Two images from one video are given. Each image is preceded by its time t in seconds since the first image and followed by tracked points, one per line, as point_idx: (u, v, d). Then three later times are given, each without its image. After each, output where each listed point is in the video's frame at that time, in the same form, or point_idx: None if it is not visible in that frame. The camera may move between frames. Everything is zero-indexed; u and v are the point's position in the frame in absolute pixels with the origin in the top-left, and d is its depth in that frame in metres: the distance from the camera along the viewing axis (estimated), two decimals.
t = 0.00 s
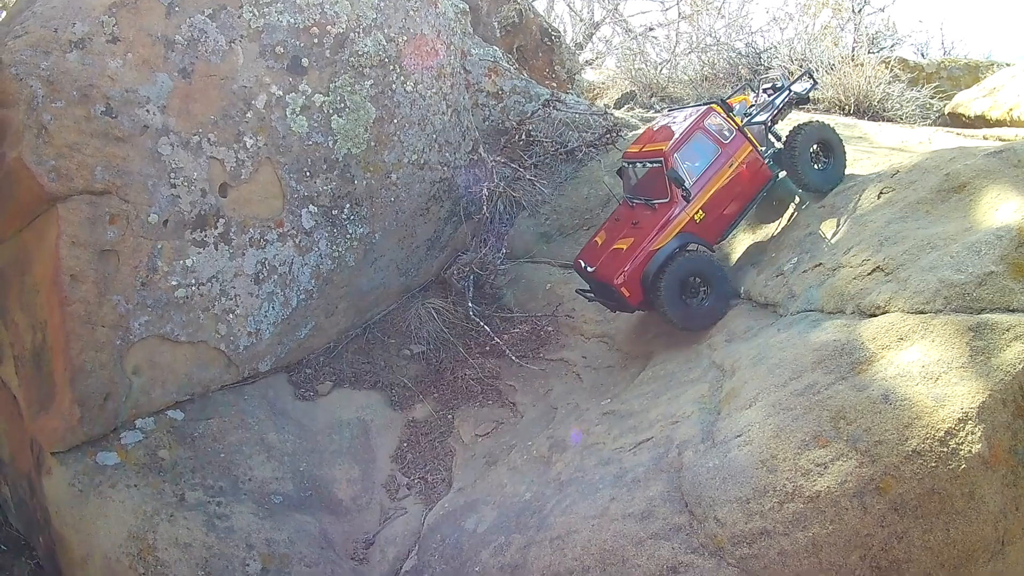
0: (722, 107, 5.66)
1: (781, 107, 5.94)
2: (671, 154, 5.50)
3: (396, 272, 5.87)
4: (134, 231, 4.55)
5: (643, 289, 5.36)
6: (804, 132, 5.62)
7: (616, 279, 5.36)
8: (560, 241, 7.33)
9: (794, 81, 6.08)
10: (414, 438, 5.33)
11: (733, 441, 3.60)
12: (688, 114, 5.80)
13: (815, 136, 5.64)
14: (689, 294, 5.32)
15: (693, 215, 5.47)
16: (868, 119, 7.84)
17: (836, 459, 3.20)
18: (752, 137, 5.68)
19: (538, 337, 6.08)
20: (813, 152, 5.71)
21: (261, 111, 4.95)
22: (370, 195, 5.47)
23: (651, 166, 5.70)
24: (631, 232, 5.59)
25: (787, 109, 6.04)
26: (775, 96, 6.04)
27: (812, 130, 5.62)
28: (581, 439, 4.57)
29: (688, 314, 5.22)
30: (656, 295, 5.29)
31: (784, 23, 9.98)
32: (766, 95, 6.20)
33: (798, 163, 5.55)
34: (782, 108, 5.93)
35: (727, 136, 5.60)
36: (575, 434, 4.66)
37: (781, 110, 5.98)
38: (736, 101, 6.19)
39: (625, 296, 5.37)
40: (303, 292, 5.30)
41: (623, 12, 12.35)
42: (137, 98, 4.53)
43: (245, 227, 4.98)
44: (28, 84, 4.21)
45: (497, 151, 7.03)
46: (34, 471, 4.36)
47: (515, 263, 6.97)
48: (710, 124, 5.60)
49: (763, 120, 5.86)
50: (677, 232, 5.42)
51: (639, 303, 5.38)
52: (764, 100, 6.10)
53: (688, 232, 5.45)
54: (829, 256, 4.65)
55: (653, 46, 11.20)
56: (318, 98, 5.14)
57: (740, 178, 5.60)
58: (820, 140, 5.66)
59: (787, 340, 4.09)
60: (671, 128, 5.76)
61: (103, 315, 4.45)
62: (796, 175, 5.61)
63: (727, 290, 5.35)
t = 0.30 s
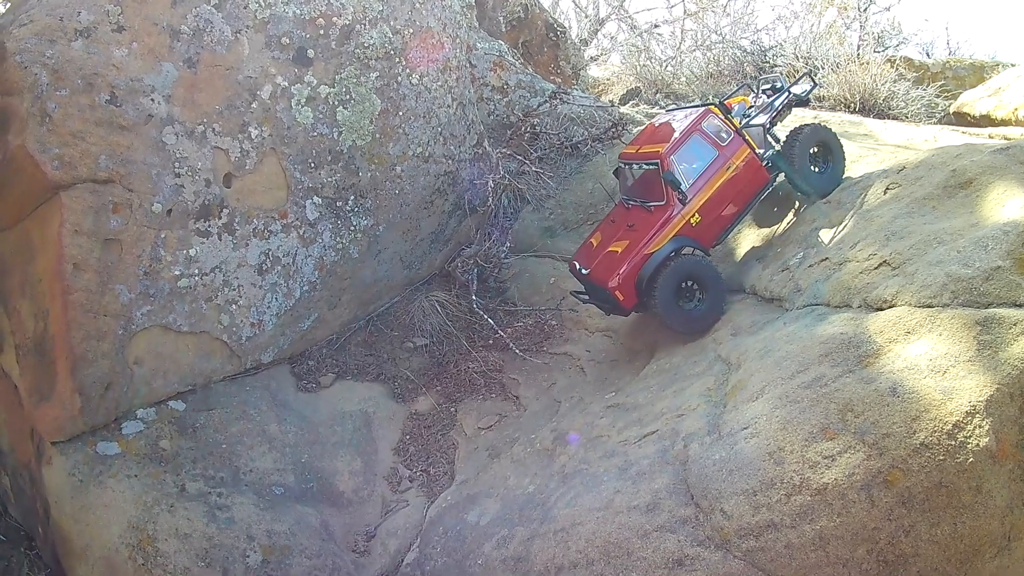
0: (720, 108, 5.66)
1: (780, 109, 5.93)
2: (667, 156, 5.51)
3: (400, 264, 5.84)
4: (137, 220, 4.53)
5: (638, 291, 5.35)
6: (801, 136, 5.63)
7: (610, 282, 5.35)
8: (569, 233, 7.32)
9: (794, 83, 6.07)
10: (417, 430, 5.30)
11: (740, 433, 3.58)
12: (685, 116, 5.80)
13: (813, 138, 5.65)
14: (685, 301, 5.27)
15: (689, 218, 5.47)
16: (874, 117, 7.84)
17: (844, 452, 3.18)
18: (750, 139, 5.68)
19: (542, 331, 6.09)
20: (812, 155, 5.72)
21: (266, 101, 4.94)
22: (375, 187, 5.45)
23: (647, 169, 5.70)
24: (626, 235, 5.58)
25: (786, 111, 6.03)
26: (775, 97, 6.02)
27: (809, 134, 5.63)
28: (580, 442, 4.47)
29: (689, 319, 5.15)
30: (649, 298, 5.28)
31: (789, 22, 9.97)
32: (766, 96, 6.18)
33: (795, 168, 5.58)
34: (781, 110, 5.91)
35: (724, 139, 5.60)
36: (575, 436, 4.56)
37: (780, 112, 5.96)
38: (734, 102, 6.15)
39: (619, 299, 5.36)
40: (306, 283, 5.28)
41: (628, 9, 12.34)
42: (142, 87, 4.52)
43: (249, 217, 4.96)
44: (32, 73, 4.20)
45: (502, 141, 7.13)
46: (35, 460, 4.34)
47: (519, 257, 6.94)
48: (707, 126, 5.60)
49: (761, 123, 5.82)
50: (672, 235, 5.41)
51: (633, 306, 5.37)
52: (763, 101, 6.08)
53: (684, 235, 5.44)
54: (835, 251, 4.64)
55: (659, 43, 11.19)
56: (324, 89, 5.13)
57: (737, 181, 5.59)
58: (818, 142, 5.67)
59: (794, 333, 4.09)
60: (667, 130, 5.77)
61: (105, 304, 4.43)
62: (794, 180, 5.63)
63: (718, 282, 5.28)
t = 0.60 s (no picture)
0: (713, 112, 5.67)
1: (775, 112, 6.03)
2: (660, 161, 5.49)
3: (404, 259, 5.83)
4: (141, 212, 4.51)
5: (631, 297, 5.33)
6: (796, 140, 5.62)
7: (603, 287, 5.33)
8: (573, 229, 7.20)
9: (789, 85, 6.16)
10: (421, 424, 5.32)
11: (747, 428, 3.57)
12: (678, 120, 5.80)
13: (808, 143, 5.64)
14: (682, 307, 5.29)
15: (682, 224, 5.46)
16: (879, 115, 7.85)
17: (851, 447, 3.17)
18: (744, 144, 5.69)
19: (546, 326, 6.07)
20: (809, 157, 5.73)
21: (271, 94, 4.93)
22: (379, 181, 5.43)
23: (640, 173, 5.68)
24: (619, 239, 5.56)
25: (781, 113, 6.13)
26: (770, 100, 6.12)
27: (804, 137, 5.62)
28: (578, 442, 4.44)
29: (690, 324, 5.15)
30: (642, 304, 5.27)
31: (794, 20, 9.97)
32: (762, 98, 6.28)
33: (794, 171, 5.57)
34: (775, 113, 6.01)
35: (717, 143, 5.60)
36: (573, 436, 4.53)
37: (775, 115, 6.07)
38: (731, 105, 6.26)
39: (612, 304, 5.34)
40: (310, 277, 5.26)
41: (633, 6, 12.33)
42: (146, 80, 4.50)
43: (253, 211, 4.95)
44: (36, 64, 4.19)
45: (503, 139, 7.24)
46: (36, 453, 4.30)
47: (523, 253, 6.91)
48: (700, 131, 5.60)
49: (756, 126, 5.91)
50: (666, 240, 5.39)
51: (626, 312, 5.35)
52: (759, 104, 6.17)
53: (677, 240, 5.43)
54: (840, 247, 4.64)
55: (663, 40, 11.19)
56: (329, 82, 5.11)
57: (730, 186, 5.60)
58: (813, 146, 5.66)
59: (800, 328, 4.08)
60: (660, 134, 5.76)
61: (108, 297, 4.41)
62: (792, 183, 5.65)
63: (704, 277, 5.27)
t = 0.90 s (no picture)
0: (715, 107, 5.72)
1: (777, 108, 6.01)
2: (661, 153, 5.54)
3: (409, 253, 5.84)
4: (146, 204, 4.48)
5: (630, 288, 5.33)
6: (796, 136, 5.68)
7: (602, 277, 5.33)
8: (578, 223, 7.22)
9: (791, 82, 6.16)
10: (427, 417, 5.34)
11: (756, 418, 3.58)
12: (680, 116, 5.85)
13: (808, 139, 5.70)
14: (685, 302, 5.31)
15: (682, 216, 5.47)
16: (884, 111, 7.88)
17: (861, 437, 3.17)
18: (746, 139, 5.71)
19: (552, 321, 6.11)
20: (810, 153, 5.77)
21: (277, 87, 4.92)
22: (385, 174, 5.43)
23: (641, 167, 5.72)
24: (619, 231, 5.58)
25: (784, 110, 6.12)
26: (771, 96, 6.10)
27: (803, 134, 5.68)
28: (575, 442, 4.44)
29: (693, 320, 5.17)
30: (643, 296, 5.27)
31: (799, 17, 9.98)
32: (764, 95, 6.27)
33: (795, 165, 5.60)
34: (778, 108, 5.99)
35: (718, 138, 5.64)
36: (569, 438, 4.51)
37: (778, 111, 6.04)
38: (735, 107, 6.25)
39: (611, 295, 5.33)
40: (316, 270, 5.26)
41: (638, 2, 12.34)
42: (152, 72, 4.49)
43: (259, 204, 4.94)
44: (41, 56, 4.17)
45: (513, 130, 7.11)
46: (40, 446, 4.31)
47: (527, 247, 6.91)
48: (701, 125, 5.65)
49: (757, 121, 5.92)
50: (665, 231, 5.41)
51: (625, 303, 5.35)
52: (761, 101, 6.14)
53: (677, 232, 5.45)
54: (847, 241, 4.65)
55: (668, 36, 11.19)
56: (335, 76, 5.12)
57: (731, 180, 5.62)
58: (813, 142, 5.71)
59: (808, 320, 4.10)
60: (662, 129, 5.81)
61: (113, 289, 4.39)
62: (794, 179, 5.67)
63: (703, 269, 5.25)
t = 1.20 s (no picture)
0: (715, 108, 5.75)
1: (778, 109, 6.05)
2: (661, 153, 5.56)
3: (415, 250, 5.85)
4: (153, 200, 4.48)
5: (630, 287, 5.33)
6: (795, 137, 5.72)
7: (601, 276, 5.33)
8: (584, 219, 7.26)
9: (790, 84, 6.21)
10: (433, 414, 5.34)
11: (763, 414, 3.59)
12: (680, 117, 5.87)
13: (809, 139, 5.72)
14: (685, 301, 5.32)
15: (682, 215, 5.48)
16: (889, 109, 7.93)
17: (868, 432, 3.19)
18: (746, 139, 5.73)
19: (557, 317, 6.12)
20: (812, 153, 5.79)
21: (283, 84, 4.93)
22: (391, 171, 5.45)
23: (641, 167, 5.73)
24: (620, 231, 5.58)
25: (785, 111, 6.16)
26: (772, 97, 6.14)
27: (802, 134, 5.71)
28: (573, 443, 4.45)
29: (690, 321, 5.19)
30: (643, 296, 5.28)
31: (804, 16, 10.02)
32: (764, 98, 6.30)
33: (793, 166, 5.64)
34: (779, 109, 6.03)
35: (719, 138, 5.66)
36: (569, 438, 4.51)
37: (778, 111, 6.07)
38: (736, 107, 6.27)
39: (611, 293, 5.34)
40: (322, 266, 5.27)
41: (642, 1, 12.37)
42: (159, 68, 4.49)
43: (265, 200, 4.95)
44: (48, 52, 4.18)
45: (519, 129, 7.07)
46: (45, 440, 4.33)
47: (533, 243, 6.94)
48: (702, 125, 5.67)
49: (758, 121, 5.92)
50: (665, 230, 5.42)
51: (625, 302, 5.34)
52: (761, 102, 6.17)
53: (677, 232, 5.45)
54: (852, 239, 4.67)
55: (673, 35, 11.23)
56: (341, 73, 5.13)
57: (731, 180, 5.63)
58: (815, 141, 5.73)
59: (815, 316, 4.12)
60: (663, 130, 5.83)
61: (119, 285, 4.39)
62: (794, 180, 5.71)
63: (701, 269, 5.26)
